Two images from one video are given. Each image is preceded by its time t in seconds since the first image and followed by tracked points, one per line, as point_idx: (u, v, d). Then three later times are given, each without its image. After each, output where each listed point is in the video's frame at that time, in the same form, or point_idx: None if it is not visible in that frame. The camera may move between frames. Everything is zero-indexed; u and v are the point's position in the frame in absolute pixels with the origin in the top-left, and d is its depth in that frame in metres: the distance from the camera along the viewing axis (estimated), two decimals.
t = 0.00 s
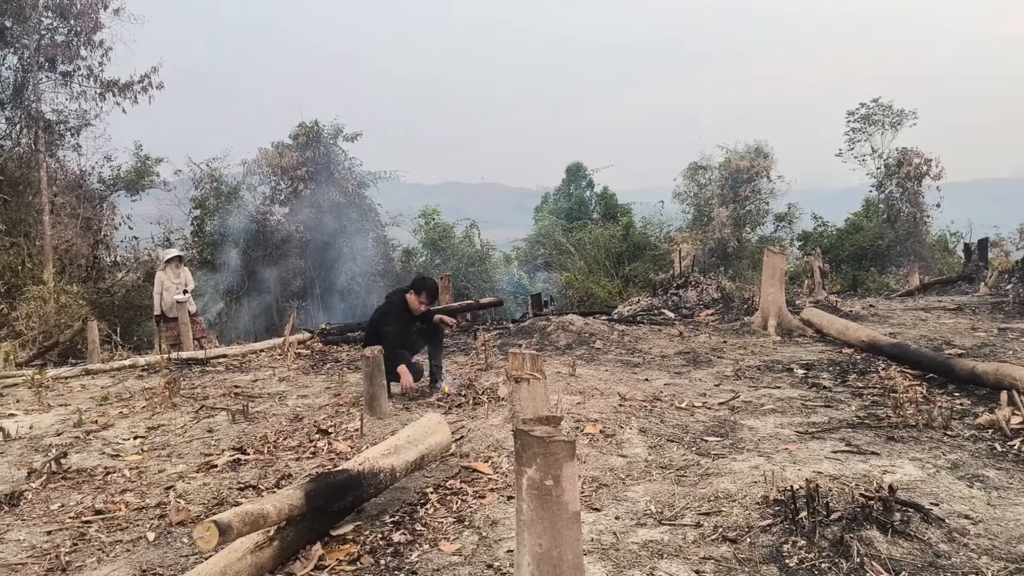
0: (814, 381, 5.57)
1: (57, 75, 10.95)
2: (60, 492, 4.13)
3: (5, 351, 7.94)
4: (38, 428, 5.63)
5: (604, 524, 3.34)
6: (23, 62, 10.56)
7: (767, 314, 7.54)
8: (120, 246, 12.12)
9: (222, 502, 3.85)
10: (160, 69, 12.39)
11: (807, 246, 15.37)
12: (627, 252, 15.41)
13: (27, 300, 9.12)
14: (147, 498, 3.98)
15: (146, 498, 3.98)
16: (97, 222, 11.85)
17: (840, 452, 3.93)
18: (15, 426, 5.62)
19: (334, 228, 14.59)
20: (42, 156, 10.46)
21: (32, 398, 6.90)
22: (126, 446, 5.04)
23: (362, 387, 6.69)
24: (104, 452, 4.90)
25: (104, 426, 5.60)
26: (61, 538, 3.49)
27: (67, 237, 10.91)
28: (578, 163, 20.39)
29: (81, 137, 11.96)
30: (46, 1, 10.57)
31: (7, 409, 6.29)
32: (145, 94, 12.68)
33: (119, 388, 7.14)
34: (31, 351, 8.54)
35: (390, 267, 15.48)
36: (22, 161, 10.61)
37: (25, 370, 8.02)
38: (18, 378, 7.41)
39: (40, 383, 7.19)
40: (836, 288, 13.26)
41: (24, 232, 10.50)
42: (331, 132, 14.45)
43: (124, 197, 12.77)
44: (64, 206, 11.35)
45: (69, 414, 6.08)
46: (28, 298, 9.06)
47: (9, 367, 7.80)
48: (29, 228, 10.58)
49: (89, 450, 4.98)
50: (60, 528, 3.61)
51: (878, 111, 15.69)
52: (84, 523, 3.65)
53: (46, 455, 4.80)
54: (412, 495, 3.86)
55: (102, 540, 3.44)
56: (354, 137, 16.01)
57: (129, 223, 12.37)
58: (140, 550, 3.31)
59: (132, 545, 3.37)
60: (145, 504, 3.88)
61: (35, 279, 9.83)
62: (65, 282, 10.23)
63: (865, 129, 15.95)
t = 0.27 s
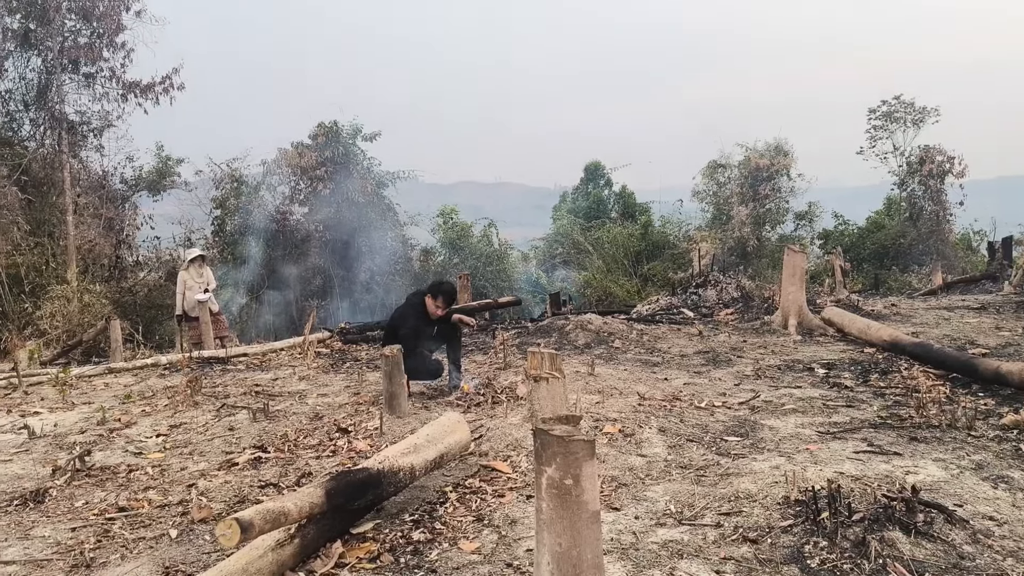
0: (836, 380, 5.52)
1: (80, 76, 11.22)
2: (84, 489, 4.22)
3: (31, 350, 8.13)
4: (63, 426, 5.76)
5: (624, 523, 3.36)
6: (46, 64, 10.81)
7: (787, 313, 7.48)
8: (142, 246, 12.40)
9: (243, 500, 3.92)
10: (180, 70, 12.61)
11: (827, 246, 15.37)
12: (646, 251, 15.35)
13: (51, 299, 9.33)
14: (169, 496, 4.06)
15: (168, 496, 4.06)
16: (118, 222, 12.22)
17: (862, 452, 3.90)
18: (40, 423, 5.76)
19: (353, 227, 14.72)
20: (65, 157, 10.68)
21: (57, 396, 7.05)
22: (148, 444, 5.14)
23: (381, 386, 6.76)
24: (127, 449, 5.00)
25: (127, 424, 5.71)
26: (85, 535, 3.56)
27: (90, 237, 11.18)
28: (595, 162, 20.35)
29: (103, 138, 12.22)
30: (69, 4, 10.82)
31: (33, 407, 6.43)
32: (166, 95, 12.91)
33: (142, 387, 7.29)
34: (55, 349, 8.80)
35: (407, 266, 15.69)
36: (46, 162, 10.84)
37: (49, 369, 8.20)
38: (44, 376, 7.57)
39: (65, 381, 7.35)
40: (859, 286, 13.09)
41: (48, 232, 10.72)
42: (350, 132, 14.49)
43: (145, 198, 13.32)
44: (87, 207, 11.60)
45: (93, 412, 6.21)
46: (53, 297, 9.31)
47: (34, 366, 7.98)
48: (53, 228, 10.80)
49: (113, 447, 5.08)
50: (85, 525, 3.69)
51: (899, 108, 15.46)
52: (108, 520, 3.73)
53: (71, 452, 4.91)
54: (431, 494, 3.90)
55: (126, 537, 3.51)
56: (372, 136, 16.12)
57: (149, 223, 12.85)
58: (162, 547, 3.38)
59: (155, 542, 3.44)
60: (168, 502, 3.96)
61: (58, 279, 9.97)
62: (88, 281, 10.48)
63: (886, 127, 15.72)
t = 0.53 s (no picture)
0: (855, 380, 5.48)
1: (99, 77, 11.40)
2: (104, 486, 4.30)
3: (52, 348, 8.29)
4: (84, 424, 5.87)
5: (641, 523, 3.36)
6: (67, 64, 10.97)
7: (805, 312, 7.43)
8: (161, 245, 12.46)
9: (261, 498, 3.99)
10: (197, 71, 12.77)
11: (845, 244, 15.31)
12: (662, 249, 15.29)
13: (72, 298, 9.55)
14: (188, 493, 4.14)
15: (187, 493, 4.14)
16: (138, 221, 12.28)
17: (882, 453, 3.87)
18: (61, 420, 5.87)
19: (369, 227, 14.83)
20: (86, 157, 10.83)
21: (77, 393, 7.19)
22: (168, 442, 5.24)
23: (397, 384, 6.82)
24: (146, 447, 5.09)
25: (147, 422, 5.81)
26: (105, 532, 3.63)
27: (109, 236, 11.39)
28: (612, 161, 20.30)
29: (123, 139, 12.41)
30: (89, 6, 11.02)
31: (54, 405, 6.56)
32: (184, 96, 13.12)
33: (161, 385, 7.41)
34: (75, 347, 9.01)
35: (424, 265, 15.79)
36: (65, 162, 10.95)
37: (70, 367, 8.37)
38: (65, 374, 7.72)
39: (86, 379, 7.49)
40: (878, 285, 12.94)
41: (69, 231, 10.86)
42: (367, 132, 14.58)
43: (164, 197, 13.13)
44: (107, 205, 11.67)
45: (113, 410, 6.32)
46: (73, 296, 9.54)
47: (56, 364, 8.16)
48: (72, 227, 10.97)
49: (132, 445, 5.18)
50: (105, 522, 3.76)
51: (919, 105, 15.26)
52: (127, 517, 3.80)
53: (91, 450, 5.00)
54: (448, 492, 3.94)
55: (145, 534, 3.58)
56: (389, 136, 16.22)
57: (169, 222, 12.73)
58: (182, 544, 3.44)
59: (174, 540, 3.50)
60: (187, 499, 4.04)
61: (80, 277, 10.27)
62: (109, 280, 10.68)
63: (905, 125, 15.51)
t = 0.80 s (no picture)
0: (872, 379, 5.43)
1: (116, 76, 11.58)
2: (122, 482, 4.37)
3: (71, 345, 8.43)
4: (102, 420, 5.98)
5: (656, 522, 3.37)
6: (84, 64, 11.17)
7: (822, 311, 7.37)
8: (177, 243, 12.63)
9: (277, 495, 4.05)
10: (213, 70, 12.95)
11: (862, 242, 15.11)
12: (677, 248, 15.23)
13: (89, 296, 9.71)
14: (205, 490, 4.21)
15: (204, 490, 4.21)
16: (155, 220, 12.34)
17: (900, 452, 3.85)
18: (80, 417, 5.99)
19: (384, 225, 14.92)
20: (103, 156, 11.02)
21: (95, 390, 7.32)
22: (185, 439, 5.32)
23: (412, 382, 6.88)
24: (164, 444, 5.18)
25: (164, 418, 5.90)
26: (123, 528, 3.70)
27: (126, 234, 11.56)
28: (626, 159, 20.22)
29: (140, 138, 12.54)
30: (107, 5, 11.16)
31: (73, 401, 6.69)
32: (200, 95, 13.32)
33: (177, 382, 7.54)
34: (93, 344, 9.18)
35: (438, 263, 15.85)
36: (83, 160, 11.12)
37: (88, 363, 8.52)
38: (83, 371, 7.86)
39: (103, 376, 7.62)
40: (895, 284, 12.79)
41: (86, 230, 11.00)
42: (381, 130, 14.65)
43: (181, 196, 13.06)
44: (124, 204, 11.80)
45: (130, 407, 6.44)
46: (91, 293, 9.72)
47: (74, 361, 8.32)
48: (90, 225, 11.09)
49: (150, 441, 5.27)
50: (122, 518, 3.83)
51: (937, 101, 15.05)
52: (145, 513, 3.87)
53: (110, 446, 5.10)
54: (463, 490, 3.97)
55: (163, 530, 3.64)
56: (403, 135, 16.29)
57: (185, 221, 12.77)
58: (199, 541, 3.49)
59: (191, 536, 3.56)
60: (203, 496, 4.11)
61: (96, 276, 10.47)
62: (125, 278, 10.92)
63: (923, 122, 15.30)
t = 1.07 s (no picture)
0: (892, 378, 5.39)
1: (136, 75, 11.76)
2: (142, 478, 4.47)
3: (92, 342, 8.58)
4: (122, 416, 6.10)
5: (674, 521, 3.39)
6: (104, 63, 11.39)
7: (841, 310, 7.32)
8: (196, 241, 12.69)
9: (295, 491, 4.12)
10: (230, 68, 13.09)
11: (881, 240, 14.71)
12: (694, 246, 15.16)
13: (109, 293, 9.91)
14: (224, 486, 4.29)
15: (223, 486, 4.29)
16: (174, 218, 12.57)
17: (920, 452, 3.82)
18: (101, 412, 6.11)
19: (400, 222, 14.99)
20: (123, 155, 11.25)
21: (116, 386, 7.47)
22: (204, 435, 5.42)
23: (429, 380, 6.94)
24: (183, 440, 5.28)
25: (183, 415, 6.01)
26: (144, 523, 3.78)
27: (146, 233, 11.66)
28: (642, 156, 20.14)
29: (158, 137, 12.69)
30: (126, 5, 11.39)
31: (94, 397, 6.83)
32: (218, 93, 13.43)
33: (196, 379, 7.68)
34: (113, 341, 9.36)
35: (454, 260, 15.91)
36: (103, 159, 11.28)
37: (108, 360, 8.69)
38: (104, 367, 8.01)
39: (123, 373, 7.77)
40: (915, 282, 12.62)
41: (107, 228, 11.18)
42: (397, 128, 14.70)
43: (199, 194, 13.33)
44: (144, 202, 11.98)
45: (150, 403, 6.56)
46: (111, 291, 9.91)
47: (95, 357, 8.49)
48: (110, 223, 11.25)
49: (170, 437, 5.37)
50: (143, 513, 3.91)
51: (958, 98, 14.81)
52: (165, 509, 3.95)
53: (130, 441, 5.21)
54: (480, 488, 4.01)
55: (183, 525, 3.72)
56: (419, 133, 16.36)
57: (203, 219, 12.94)
58: (218, 536, 3.56)
59: (211, 531, 3.63)
60: (223, 492, 4.19)
61: (116, 273, 10.76)
62: (144, 275, 11.22)
63: (944, 119, 15.07)
